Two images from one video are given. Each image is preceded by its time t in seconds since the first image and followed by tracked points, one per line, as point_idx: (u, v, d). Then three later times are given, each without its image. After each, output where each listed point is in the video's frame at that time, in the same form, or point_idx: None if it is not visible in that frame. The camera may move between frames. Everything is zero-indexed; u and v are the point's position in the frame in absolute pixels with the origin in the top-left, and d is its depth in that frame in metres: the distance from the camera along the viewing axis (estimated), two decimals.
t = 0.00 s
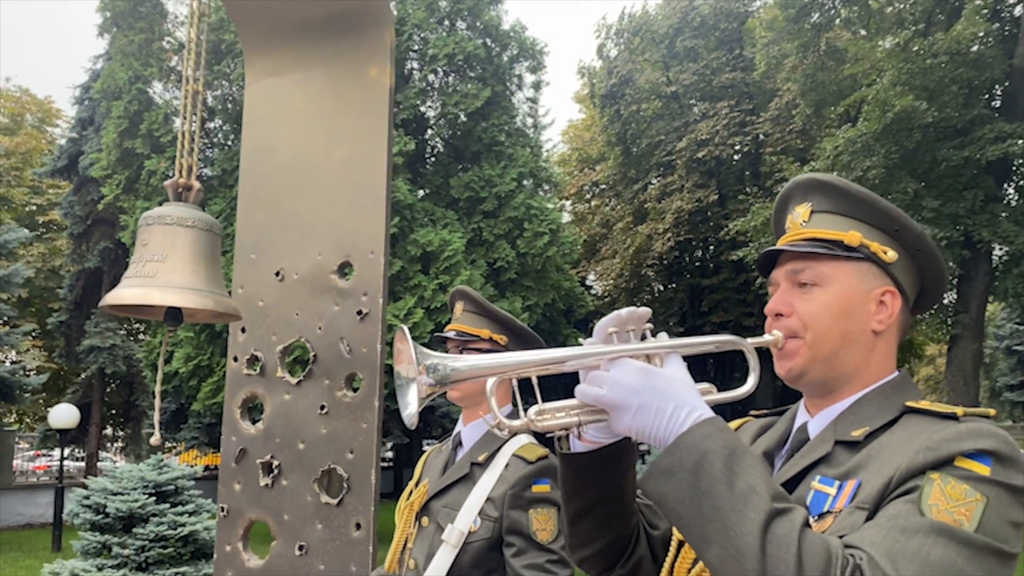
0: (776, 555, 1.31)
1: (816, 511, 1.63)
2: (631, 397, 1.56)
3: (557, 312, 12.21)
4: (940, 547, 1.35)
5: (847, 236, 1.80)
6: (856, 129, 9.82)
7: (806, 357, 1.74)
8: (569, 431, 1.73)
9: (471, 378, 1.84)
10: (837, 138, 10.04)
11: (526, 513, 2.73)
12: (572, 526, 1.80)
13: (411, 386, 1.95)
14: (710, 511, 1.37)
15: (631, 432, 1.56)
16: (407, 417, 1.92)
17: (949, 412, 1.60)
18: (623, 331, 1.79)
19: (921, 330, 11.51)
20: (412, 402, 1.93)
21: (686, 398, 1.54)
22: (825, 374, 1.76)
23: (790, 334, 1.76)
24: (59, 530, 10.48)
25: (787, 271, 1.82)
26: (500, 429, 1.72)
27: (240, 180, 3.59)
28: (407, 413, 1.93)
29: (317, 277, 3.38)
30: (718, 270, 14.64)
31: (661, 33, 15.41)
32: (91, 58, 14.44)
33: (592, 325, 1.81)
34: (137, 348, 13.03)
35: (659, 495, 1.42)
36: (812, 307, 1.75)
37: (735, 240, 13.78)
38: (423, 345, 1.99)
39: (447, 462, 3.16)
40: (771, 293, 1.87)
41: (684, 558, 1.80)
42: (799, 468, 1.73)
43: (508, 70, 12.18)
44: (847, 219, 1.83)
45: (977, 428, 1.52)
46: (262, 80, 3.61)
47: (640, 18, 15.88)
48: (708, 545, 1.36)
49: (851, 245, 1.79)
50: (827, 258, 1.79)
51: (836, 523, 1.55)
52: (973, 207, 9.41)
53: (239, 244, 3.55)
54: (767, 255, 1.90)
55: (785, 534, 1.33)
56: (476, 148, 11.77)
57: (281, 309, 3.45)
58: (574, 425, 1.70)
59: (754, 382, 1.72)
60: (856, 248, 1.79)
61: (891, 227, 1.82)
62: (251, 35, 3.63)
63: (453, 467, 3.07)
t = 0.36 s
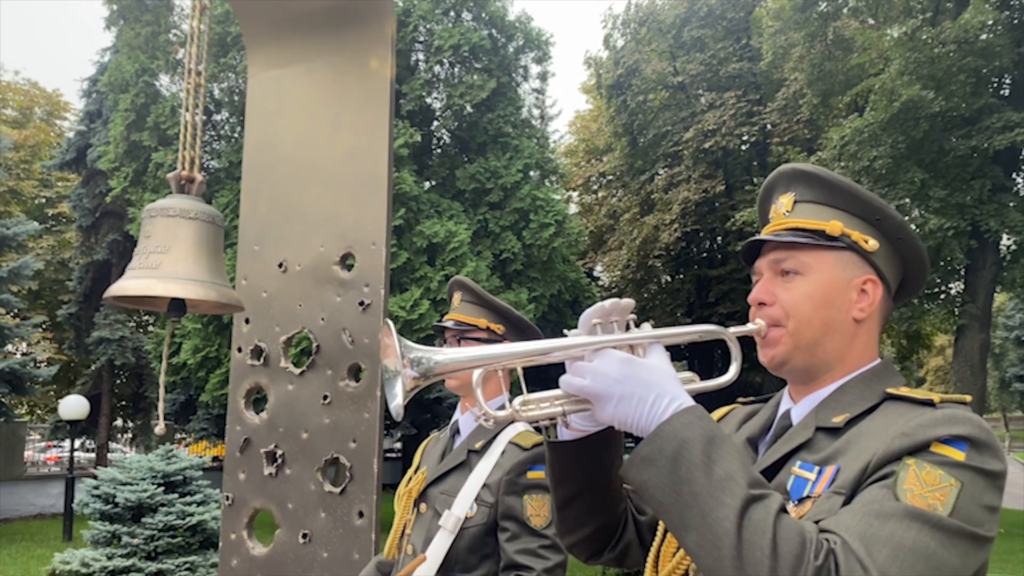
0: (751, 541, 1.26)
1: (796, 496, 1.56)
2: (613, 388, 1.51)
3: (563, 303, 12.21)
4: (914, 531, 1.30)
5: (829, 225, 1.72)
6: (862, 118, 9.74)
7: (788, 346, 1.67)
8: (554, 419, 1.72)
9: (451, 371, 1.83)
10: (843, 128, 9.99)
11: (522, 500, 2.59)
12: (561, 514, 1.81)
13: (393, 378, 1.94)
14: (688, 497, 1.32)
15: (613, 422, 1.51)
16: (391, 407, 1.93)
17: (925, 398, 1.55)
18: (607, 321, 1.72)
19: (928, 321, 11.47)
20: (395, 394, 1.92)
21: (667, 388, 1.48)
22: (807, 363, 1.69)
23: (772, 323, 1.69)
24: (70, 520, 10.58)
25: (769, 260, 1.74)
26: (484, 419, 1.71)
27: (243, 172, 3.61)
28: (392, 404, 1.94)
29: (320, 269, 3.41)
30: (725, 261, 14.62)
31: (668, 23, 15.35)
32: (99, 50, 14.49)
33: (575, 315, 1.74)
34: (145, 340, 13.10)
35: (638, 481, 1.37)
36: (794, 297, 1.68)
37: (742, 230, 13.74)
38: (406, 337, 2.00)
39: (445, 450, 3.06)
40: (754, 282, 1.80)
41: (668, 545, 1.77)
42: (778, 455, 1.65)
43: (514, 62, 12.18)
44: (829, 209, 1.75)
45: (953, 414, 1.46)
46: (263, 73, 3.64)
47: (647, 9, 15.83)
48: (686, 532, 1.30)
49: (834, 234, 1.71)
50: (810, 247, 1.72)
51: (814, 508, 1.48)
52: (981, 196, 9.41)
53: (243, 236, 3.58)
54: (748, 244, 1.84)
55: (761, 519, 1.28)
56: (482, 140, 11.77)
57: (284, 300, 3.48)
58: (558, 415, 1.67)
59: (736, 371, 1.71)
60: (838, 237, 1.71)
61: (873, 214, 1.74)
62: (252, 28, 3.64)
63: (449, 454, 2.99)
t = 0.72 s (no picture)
0: (717, 521, 1.29)
1: (767, 478, 1.59)
2: (588, 373, 1.54)
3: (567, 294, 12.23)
4: (876, 512, 1.33)
5: (803, 214, 1.75)
6: (867, 108, 9.71)
7: (763, 332, 1.70)
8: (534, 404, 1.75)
9: (430, 358, 1.85)
10: (847, 117, 9.96)
11: (514, 484, 2.64)
12: (543, 496, 1.85)
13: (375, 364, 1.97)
14: (658, 478, 1.35)
15: (587, 406, 1.54)
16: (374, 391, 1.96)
17: (891, 381, 1.59)
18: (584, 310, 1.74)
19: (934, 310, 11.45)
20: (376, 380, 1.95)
21: (639, 372, 1.52)
22: (781, 349, 1.72)
23: (747, 310, 1.72)
24: (79, 509, 10.68)
25: (745, 249, 1.77)
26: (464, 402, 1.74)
27: (246, 165, 3.65)
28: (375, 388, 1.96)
29: (320, 259, 3.44)
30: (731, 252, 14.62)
31: (674, 12, 15.28)
32: (105, 43, 14.54)
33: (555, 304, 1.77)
34: (153, 332, 13.19)
35: (610, 464, 1.40)
36: (768, 285, 1.70)
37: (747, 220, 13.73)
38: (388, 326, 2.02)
39: (440, 437, 3.10)
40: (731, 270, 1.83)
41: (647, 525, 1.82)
42: (752, 438, 1.69)
43: (518, 53, 12.16)
44: (804, 198, 1.78)
45: (918, 398, 1.49)
46: (265, 65, 3.67)
47: None
48: (655, 512, 1.34)
49: (807, 223, 1.74)
50: (785, 236, 1.74)
51: (783, 490, 1.51)
52: (986, 185, 9.36)
53: (246, 227, 3.62)
54: (726, 233, 1.86)
55: (725, 499, 1.31)
56: (487, 131, 11.77)
57: (287, 290, 3.52)
58: (535, 400, 1.71)
59: (711, 356, 1.74)
60: (811, 226, 1.74)
61: (847, 204, 1.77)
62: (253, 21, 3.67)
63: (444, 440, 3.02)
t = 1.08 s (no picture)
0: (693, 509, 1.32)
1: (746, 468, 1.62)
2: (572, 366, 1.57)
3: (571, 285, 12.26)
4: (847, 500, 1.36)
5: (784, 211, 1.78)
6: (870, 99, 9.71)
7: (744, 327, 1.73)
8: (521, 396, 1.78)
9: (419, 353, 1.88)
10: (850, 108, 9.95)
11: (509, 475, 2.67)
12: (532, 485, 1.88)
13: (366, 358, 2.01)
14: (637, 468, 1.39)
15: (572, 398, 1.58)
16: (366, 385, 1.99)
17: (866, 374, 1.63)
18: (569, 305, 1.77)
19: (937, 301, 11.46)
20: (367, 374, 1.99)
21: (622, 365, 1.55)
22: (762, 342, 1.75)
23: (730, 305, 1.75)
24: (86, 500, 10.76)
25: (728, 245, 1.80)
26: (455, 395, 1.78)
27: (247, 159, 3.68)
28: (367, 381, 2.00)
29: (321, 253, 3.48)
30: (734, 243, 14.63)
31: (678, 2, 15.23)
32: (109, 37, 14.57)
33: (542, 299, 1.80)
34: (158, 324, 13.27)
35: (593, 454, 1.43)
36: (749, 280, 1.73)
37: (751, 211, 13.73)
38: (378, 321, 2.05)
39: (436, 429, 3.13)
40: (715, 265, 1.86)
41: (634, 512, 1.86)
42: (733, 429, 1.72)
43: (521, 44, 12.15)
44: (785, 195, 1.80)
45: (892, 390, 1.53)
46: (266, 60, 3.70)
47: None
48: (635, 500, 1.37)
49: (788, 219, 1.77)
50: (767, 233, 1.77)
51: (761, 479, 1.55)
52: (990, 175, 9.31)
53: (247, 222, 3.65)
54: (709, 230, 1.89)
55: (702, 488, 1.34)
56: (490, 123, 11.77)
57: (289, 284, 3.56)
58: (521, 392, 1.74)
59: (694, 348, 1.77)
60: (792, 222, 1.77)
61: (827, 201, 1.79)
62: (253, 17, 3.70)
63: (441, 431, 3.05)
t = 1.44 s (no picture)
0: (680, 493, 1.37)
1: (733, 456, 1.67)
2: (565, 355, 1.62)
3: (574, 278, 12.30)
4: (828, 485, 1.40)
5: (774, 209, 1.82)
6: (873, 91, 9.72)
7: (733, 321, 1.78)
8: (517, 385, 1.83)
9: (418, 341, 1.93)
10: (853, 100, 9.96)
11: (508, 466, 2.71)
12: (529, 472, 1.93)
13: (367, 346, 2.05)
14: (627, 454, 1.44)
15: (565, 387, 1.62)
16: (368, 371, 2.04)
17: (850, 367, 1.68)
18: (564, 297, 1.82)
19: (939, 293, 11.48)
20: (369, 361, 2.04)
21: (614, 355, 1.60)
22: (751, 337, 1.79)
23: (720, 300, 1.80)
24: (93, 492, 10.85)
25: (720, 241, 1.84)
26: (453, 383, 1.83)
27: (251, 155, 3.72)
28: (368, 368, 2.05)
29: (325, 248, 3.53)
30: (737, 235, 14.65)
31: None
32: (112, 31, 14.60)
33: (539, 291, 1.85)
34: (164, 317, 13.34)
35: (584, 440, 1.49)
36: (740, 275, 1.78)
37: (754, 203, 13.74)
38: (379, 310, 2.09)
39: (437, 421, 3.19)
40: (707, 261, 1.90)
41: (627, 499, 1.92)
42: (721, 420, 1.76)
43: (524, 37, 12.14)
44: (776, 192, 1.84)
45: (874, 382, 1.58)
46: (270, 57, 3.74)
47: None
48: (624, 485, 1.42)
49: (778, 217, 1.81)
50: (757, 230, 1.81)
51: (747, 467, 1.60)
52: (992, 167, 9.33)
53: (252, 217, 3.70)
54: (703, 226, 1.93)
55: (688, 473, 1.39)
56: (493, 116, 11.80)
57: (293, 278, 3.61)
58: (517, 381, 1.79)
59: (684, 341, 1.81)
60: (782, 220, 1.81)
61: (816, 200, 1.84)
62: (257, 13, 3.73)
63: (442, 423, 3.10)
